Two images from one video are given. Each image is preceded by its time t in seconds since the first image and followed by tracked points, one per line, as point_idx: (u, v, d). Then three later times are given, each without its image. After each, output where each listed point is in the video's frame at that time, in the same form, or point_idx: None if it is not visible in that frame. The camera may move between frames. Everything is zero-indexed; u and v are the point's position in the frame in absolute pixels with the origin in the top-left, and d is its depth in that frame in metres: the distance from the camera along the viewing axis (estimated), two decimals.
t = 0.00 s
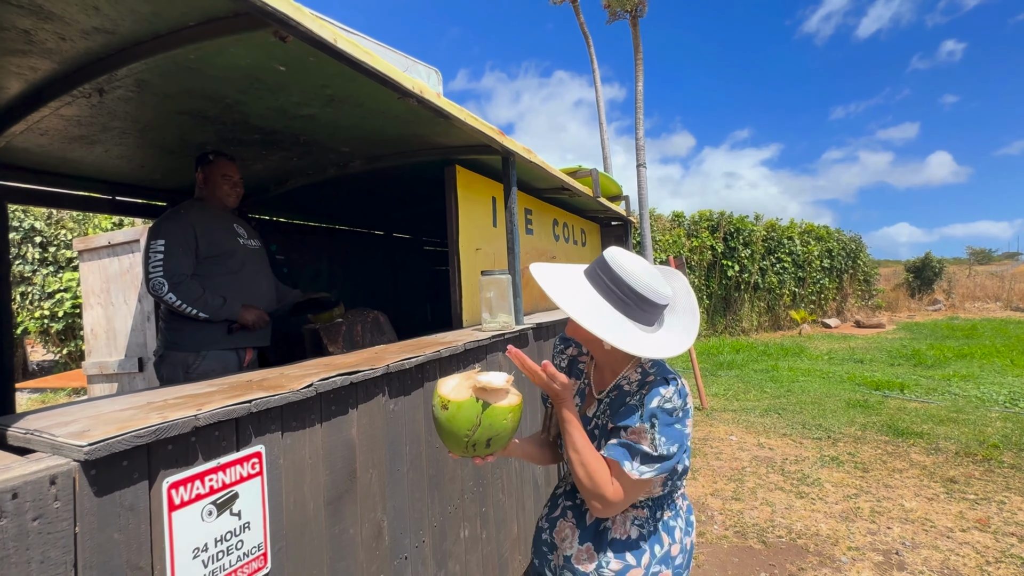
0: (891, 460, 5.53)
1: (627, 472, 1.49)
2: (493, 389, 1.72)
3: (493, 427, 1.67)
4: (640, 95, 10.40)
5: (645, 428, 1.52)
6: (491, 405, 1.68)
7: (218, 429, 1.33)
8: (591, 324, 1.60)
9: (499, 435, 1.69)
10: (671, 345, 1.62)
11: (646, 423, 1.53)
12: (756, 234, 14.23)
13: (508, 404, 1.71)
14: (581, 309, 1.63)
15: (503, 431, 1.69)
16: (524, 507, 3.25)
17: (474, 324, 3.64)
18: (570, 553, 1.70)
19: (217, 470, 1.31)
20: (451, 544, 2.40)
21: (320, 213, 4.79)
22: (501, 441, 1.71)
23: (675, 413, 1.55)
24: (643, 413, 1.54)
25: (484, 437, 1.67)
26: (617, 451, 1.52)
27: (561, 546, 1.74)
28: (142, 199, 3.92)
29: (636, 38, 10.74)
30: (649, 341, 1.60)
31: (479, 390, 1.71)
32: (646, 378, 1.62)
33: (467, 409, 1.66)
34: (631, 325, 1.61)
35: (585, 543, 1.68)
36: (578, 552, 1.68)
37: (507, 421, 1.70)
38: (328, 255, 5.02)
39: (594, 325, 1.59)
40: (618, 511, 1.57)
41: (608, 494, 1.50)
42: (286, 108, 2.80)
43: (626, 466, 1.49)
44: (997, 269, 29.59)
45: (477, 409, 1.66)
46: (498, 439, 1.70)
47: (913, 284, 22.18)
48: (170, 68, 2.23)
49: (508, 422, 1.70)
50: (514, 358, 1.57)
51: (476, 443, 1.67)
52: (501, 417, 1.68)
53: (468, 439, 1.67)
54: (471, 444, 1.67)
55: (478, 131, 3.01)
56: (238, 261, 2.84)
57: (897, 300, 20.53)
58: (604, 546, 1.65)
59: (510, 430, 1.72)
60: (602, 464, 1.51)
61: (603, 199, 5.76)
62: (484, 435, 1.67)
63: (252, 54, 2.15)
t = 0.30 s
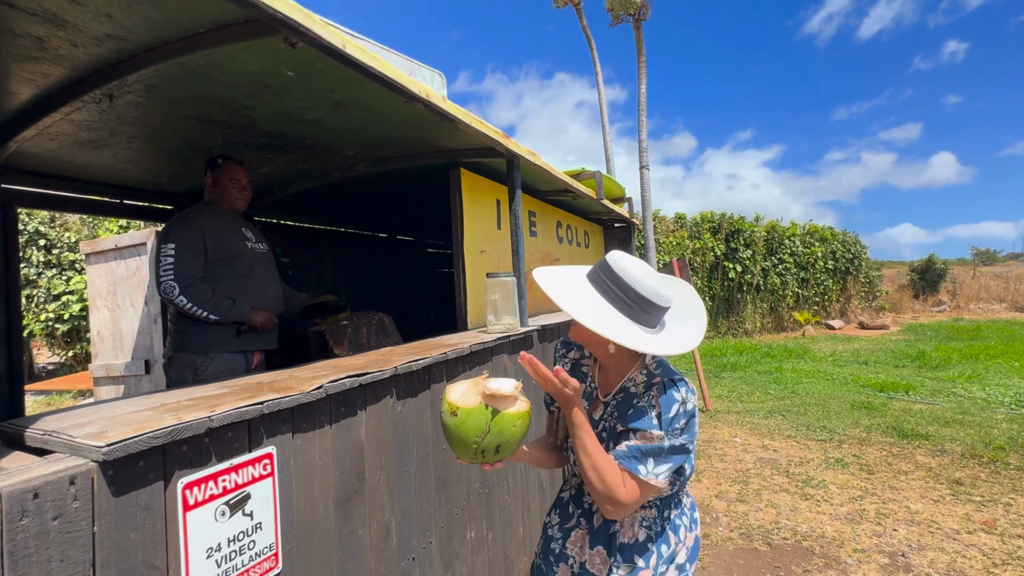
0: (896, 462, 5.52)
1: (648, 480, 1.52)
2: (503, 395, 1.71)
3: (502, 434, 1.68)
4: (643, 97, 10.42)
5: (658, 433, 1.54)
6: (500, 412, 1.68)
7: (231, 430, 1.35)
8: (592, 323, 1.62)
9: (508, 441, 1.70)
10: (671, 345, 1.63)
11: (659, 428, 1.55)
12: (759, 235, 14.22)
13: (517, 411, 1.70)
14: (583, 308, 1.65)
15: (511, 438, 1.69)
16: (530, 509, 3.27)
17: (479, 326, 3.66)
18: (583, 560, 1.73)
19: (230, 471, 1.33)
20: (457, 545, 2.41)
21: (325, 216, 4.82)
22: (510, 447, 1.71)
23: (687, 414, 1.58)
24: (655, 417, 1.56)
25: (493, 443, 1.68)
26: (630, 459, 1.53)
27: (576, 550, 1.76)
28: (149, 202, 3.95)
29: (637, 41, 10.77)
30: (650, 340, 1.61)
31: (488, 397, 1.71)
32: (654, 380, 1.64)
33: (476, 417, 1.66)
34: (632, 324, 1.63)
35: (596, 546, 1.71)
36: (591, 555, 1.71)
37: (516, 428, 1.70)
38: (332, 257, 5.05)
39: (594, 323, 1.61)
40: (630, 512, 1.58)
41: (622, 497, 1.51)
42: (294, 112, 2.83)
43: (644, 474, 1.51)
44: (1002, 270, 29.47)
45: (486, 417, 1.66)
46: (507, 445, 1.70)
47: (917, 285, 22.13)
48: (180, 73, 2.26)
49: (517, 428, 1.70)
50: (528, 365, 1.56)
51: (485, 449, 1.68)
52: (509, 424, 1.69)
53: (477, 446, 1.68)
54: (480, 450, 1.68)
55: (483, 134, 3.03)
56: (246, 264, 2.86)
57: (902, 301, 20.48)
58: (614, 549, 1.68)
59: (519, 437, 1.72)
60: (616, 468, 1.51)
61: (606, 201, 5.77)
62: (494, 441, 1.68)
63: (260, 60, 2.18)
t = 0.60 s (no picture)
0: (900, 464, 5.51)
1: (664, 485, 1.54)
2: (511, 400, 1.71)
3: (511, 441, 1.66)
4: (643, 99, 10.42)
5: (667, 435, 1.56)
6: (509, 418, 1.67)
7: (234, 431, 1.36)
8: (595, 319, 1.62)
9: (518, 447, 1.69)
10: (679, 339, 1.62)
11: (667, 429, 1.57)
12: (760, 237, 14.22)
13: (526, 416, 1.70)
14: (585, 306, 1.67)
15: (522, 445, 1.68)
16: (531, 511, 3.27)
17: (480, 328, 3.67)
18: (598, 558, 1.72)
19: (233, 472, 1.35)
20: (459, 547, 2.42)
21: (327, 218, 4.84)
22: (520, 454, 1.70)
23: (696, 414, 1.60)
24: (663, 417, 1.59)
25: (503, 451, 1.66)
26: (644, 464, 1.53)
27: (593, 553, 1.73)
28: (152, 205, 3.97)
29: (638, 43, 10.79)
30: (657, 333, 1.60)
31: (496, 403, 1.71)
32: (661, 382, 1.65)
33: (485, 424, 1.65)
34: (638, 317, 1.62)
35: (611, 546, 1.71)
36: (604, 555, 1.71)
37: (526, 434, 1.69)
38: (334, 260, 5.07)
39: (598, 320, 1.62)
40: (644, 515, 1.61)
41: (641, 505, 1.53)
42: (296, 116, 2.85)
43: (662, 483, 1.53)
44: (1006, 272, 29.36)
45: (495, 423, 1.65)
46: (517, 452, 1.69)
47: (920, 286, 22.09)
48: (183, 78, 2.28)
49: (527, 435, 1.69)
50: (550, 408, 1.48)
51: (495, 457, 1.67)
52: (519, 431, 1.68)
53: (486, 454, 1.66)
54: (490, 459, 1.67)
55: (484, 137, 3.04)
56: (249, 267, 2.87)
57: (905, 302, 20.44)
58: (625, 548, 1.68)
59: (528, 443, 1.71)
60: (629, 481, 1.51)
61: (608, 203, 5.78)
62: (504, 448, 1.67)
63: (262, 64, 2.20)
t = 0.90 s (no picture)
0: (902, 466, 5.50)
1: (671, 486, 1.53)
2: (522, 413, 1.64)
3: (520, 455, 1.60)
4: (643, 101, 10.43)
5: (676, 440, 1.57)
6: (519, 431, 1.61)
7: (233, 436, 1.36)
8: (595, 314, 1.62)
9: (526, 462, 1.62)
10: (683, 338, 1.65)
11: (677, 434, 1.57)
12: (761, 239, 14.21)
13: (536, 431, 1.63)
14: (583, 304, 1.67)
15: (530, 459, 1.62)
16: (532, 515, 3.26)
17: (481, 331, 3.66)
18: (601, 566, 1.69)
19: (232, 477, 1.35)
20: (459, 551, 2.41)
21: (328, 222, 4.85)
22: (528, 469, 1.63)
23: (702, 414, 1.61)
24: (671, 422, 1.59)
25: (511, 465, 1.60)
26: (654, 468, 1.52)
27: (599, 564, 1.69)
28: (154, 209, 3.98)
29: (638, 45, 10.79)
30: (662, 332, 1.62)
31: (507, 415, 1.65)
32: (664, 385, 1.67)
33: (494, 435, 1.60)
34: (639, 311, 1.62)
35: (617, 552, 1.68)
36: (608, 562, 1.68)
37: (535, 448, 1.62)
38: (335, 263, 5.07)
39: (598, 315, 1.61)
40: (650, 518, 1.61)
41: (644, 509, 1.52)
42: (297, 120, 2.85)
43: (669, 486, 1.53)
44: (1009, 273, 29.29)
45: (504, 436, 1.60)
46: (525, 467, 1.62)
47: (921, 288, 22.06)
48: (184, 83, 2.29)
49: (536, 450, 1.63)
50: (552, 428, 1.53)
51: (502, 470, 1.61)
52: (528, 445, 1.61)
53: (493, 466, 1.61)
54: (496, 471, 1.62)
55: (484, 141, 3.05)
56: (248, 271, 2.88)
57: (907, 304, 20.41)
58: (632, 552, 1.67)
59: (538, 458, 1.64)
60: (630, 486, 1.51)
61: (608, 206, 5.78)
62: (511, 462, 1.60)
63: (263, 69, 2.21)
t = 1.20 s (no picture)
0: (903, 469, 5.48)
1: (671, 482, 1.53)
2: (520, 420, 1.63)
3: (523, 463, 1.58)
4: (643, 104, 10.44)
5: (675, 430, 1.56)
6: (519, 438, 1.60)
7: (227, 441, 1.36)
8: (591, 317, 1.61)
9: (530, 470, 1.60)
10: (678, 341, 1.64)
11: (677, 435, 1.56)
12: (761, 241, 14.21)
13: (537, 436, 1.62)
14: (578, 308, 1.66)
15: (535, 467, 1.60)
16: (530, 519, 3.25)
17: (479, 334, 3.66)
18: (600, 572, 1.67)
19: (226, 482, 1.34)
20: (456, 556, 2.40)
21: (327, 225, 4.85)
22: (532, 476, 1.62)
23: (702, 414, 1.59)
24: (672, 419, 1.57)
25: (515, 474, 1.58)
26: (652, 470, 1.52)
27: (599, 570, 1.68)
28: (153, 212, 3.98)
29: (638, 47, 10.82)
30: (658, 334, 1.61)
31: (506, 424, 1.63)
32: (662, 387, 1.65)
33: (495, 445, 1.59)
34: (634, 314, 1.62)
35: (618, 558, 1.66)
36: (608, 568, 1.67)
37: (538, 455, 1.61)
38: (334, 266, 5.07)
39: (594, 318, 1.60)
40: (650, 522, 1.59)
41: (643, 513, 1.52)
42: (295, 124, 2.85)
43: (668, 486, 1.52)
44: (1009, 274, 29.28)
45: (505, 445, 1.58)
46: (530, 475, 1.61)
47: (922, 290, 22.07)
48: (182, 86, 2.29)
49: (540, 456, 1.61)
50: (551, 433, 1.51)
51: (506, 481, 1.59)
52: (531, 452, 1.59)
53: (497, 478, 1.59)
54: (500, 483, 1.59)
55: (481, 144, 3.04)
56: (245, 274, 2.87)
57: (907, 306, 20.40)
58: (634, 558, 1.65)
59: (541, 465, 1.63)
60: (629, 490, 1.51)
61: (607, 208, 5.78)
62: (515, 471, 1.59)
63: (260, 73, 2.21)
